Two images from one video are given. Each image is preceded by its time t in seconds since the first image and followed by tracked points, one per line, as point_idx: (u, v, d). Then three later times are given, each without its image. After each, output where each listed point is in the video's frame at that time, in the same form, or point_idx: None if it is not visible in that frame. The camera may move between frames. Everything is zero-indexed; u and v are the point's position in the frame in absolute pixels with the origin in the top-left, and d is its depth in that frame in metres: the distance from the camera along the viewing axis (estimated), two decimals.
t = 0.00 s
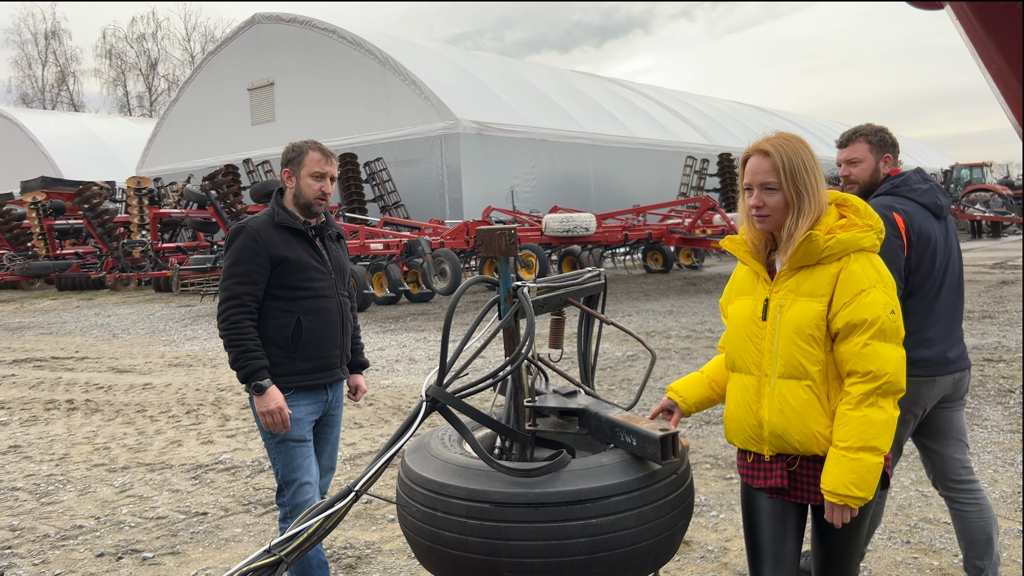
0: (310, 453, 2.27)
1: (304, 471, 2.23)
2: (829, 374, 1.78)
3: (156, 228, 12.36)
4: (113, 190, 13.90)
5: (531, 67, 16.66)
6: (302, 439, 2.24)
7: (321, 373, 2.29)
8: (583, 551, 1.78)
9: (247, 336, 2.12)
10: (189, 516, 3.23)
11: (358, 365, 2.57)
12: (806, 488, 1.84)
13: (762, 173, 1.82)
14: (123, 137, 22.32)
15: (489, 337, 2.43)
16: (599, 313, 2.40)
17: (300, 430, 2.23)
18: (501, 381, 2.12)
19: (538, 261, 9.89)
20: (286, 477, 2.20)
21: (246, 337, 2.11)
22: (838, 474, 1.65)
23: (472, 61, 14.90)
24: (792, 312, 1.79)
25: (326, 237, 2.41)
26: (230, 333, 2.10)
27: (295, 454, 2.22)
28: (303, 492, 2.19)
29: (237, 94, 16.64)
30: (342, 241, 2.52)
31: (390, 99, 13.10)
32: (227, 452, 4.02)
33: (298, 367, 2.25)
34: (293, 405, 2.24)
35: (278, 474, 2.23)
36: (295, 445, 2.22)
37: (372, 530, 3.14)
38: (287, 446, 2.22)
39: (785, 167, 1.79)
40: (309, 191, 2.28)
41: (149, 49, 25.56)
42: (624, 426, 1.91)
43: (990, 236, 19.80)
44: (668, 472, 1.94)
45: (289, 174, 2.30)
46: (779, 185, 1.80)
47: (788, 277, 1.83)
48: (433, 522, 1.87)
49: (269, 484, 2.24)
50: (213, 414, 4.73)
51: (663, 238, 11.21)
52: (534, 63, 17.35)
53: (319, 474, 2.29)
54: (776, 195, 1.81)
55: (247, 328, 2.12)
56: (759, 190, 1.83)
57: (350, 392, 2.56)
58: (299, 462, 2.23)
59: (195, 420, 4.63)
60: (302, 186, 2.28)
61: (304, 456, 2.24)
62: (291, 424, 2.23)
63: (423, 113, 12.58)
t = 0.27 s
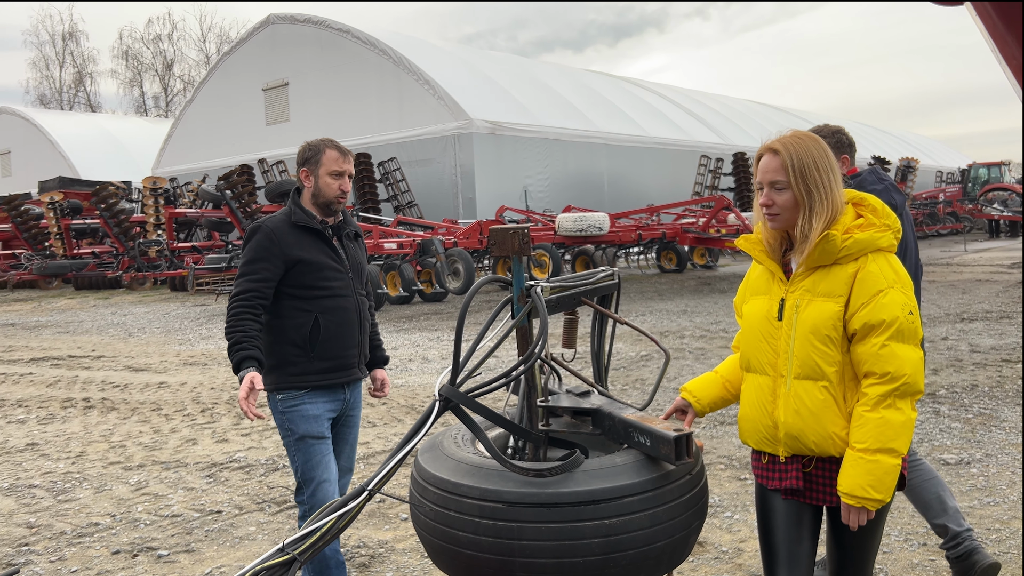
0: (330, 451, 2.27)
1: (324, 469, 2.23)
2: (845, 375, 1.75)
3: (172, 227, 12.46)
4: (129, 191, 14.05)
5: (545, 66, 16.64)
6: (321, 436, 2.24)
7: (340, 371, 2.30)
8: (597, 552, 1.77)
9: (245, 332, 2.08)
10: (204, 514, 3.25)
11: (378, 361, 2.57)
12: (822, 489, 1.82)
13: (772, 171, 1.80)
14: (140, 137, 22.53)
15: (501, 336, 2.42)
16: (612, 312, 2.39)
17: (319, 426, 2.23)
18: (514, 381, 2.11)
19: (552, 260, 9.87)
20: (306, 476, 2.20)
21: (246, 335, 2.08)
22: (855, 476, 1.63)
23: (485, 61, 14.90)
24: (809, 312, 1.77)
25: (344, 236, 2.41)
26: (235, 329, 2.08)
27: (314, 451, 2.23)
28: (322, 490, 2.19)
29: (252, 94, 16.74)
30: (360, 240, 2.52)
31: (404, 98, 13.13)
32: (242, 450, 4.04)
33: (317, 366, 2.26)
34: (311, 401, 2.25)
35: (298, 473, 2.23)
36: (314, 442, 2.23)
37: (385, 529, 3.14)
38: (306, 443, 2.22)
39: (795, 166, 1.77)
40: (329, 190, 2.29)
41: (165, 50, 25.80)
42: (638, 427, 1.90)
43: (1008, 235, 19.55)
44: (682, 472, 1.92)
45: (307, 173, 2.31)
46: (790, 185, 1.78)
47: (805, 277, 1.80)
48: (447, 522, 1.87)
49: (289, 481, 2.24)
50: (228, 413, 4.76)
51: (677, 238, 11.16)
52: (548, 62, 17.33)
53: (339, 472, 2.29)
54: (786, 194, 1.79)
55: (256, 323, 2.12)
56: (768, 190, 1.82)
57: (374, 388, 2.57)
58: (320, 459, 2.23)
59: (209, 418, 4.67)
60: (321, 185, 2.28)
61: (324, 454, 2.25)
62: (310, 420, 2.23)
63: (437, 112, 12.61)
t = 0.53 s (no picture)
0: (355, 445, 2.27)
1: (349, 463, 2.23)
2: (858, 377, 1.73)
3: (184, 227, 12.53)
4: (141, 191, 14.15)
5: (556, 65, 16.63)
6: (347, 429, 2.24)
7: (355, 374, 2.29)
8: (608, 553, 1.76)
9: (272, 323, 2.11)
10: (215, 512, 3.26)
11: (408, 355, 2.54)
12: (833, 491, 1.80)
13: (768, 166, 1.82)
14: (152, 138, 22.69)
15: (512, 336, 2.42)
16: (623, 312, 2.37)
17: (346, 418, 2.24)
18: (525, 380, 2.10)
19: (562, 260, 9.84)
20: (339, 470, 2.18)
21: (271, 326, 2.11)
22: (866, 479, 1.62)
23: (496, 60, 14.90)
24: (822, 313, 1.75)
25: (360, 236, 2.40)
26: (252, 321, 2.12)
27: (340, 446, 2.22)
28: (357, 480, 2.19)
29: (264, 95, 16.81)
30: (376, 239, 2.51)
31: (415, 98, 13.14)
32: (253, 449, 4.05)
33: (331, 367, 2.26)
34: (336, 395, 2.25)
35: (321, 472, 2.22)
36: (340, 435, 2.22)
37: (396, 528, 3.15)
38: (334, 437, 2.21)
39: (777, 168, 1.78)
40: (344, 190, 2.28)
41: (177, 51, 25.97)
42: (650, 427, 1.88)
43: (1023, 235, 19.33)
44: (694, 473, 1.91)
45: (324, 171, 2.30)
46: (775, 185, 1.80)
47: (819, 277, 1.78)
48: (457, 522, 1.86)
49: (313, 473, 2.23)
50: (239, 412, 4.77)
51: (688, 237, 11.12)
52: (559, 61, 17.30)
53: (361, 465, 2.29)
54: (772, 192, 1.83)
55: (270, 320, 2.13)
56: (768, 187, 1.85)
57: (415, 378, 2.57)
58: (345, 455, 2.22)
59: (221, 417, 4.69)
60: (337, 183, 2.28)
61: (350, 450, 2.24)
62: (335, 413, 2.23)
63: (447, 112, 12.61)
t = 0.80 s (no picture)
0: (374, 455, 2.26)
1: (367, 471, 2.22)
2: (867, 377, 1.72)
3: (193, 227, 12.59)
4: (151, 192, 14.22)
5: (564, 65, 16.61)
6: (369, 442, 2.22)
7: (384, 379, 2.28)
8: (615, 553, 1.75)
9: (311, 333, 2.07)
10: (224, 511, 3.27)
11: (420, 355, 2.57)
12: (841, 491, 1.78)
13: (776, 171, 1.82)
14: (162, 138, 22.81)
15: (519, 335, 2.41)
16: (632, 312, 2.37)
17: (369, 432, 2.21)
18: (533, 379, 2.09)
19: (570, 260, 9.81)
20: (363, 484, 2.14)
21: (308, 336, 2.06)
22: (875, 480, 1.60)
23: (504, 60, 14.90)
24: (833, 312, 1.73)
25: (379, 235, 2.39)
26: (291, 335, 2.06)
27: (360, 459, 2.20)
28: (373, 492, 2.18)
29: (273, 95, 16.86)
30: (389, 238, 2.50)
31: (423, 98, 13.15)
32: (261, 448, 4.07)
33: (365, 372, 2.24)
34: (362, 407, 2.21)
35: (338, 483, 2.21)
36: (363, 447, 2.20)
37: (404, 527, 3.15)
38: (356, 450, 2.19)
39: (786, 168, 1.77)
40: (362, 190, 2.25)
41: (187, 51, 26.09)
42: (659, 427, 1.87)
43: None
44: (702, 473, 1.90)
45: (339, 171, 2.26)
46: (784, 185, 1.80)
47: (831, 276, 1.76)
48: (464, 522, 1.86)
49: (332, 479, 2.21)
50: (248, 411, 4.79)
51: (696, 237, 11.08)
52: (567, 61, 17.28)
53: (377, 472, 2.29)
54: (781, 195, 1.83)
55: (309, 327, 2.08)
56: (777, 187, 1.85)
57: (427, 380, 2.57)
58: (364, 469, 2.21)
59: (230, 416, 4.70)
60: (353, 184, 2.24)
61: (369, 463, 2.22)
62: (360, 426, 2.20)
63: (455, 112, 12.62)
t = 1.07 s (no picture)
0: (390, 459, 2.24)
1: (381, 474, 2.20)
2: (874, 377, 1.71)
3: (199, 227, 12.62)
4: (158, 192, 14.27)
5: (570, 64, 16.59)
6: (388, 447, 2.20)
7: (406, 384, 2.27)
8: (620, 554, 1.74)
9: (324, 348, 2.03)
10: (229, 511, 3.27)
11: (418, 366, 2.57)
12: (847, 492, 1.77)
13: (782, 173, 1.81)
14: (168, 138, 22.88)
15: (525, 336, 2.41)
16: (637, 312, 2.36)
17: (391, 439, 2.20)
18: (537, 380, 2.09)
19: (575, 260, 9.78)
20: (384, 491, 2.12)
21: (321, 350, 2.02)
22: (882, 481, 1.59)
23: (510, 60, 14.90)
24: (839, 312, 1.72)
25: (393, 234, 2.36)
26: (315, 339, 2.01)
27: (378, 465, 2.19)
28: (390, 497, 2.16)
29: (279, 95, 16.89)
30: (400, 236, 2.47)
31: (428, 98, 13.15)
32: (267, 448, 4.07)
33: (387, 375, 2.20)
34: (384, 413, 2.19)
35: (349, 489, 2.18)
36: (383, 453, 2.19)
37: (409, 527, 3.15)
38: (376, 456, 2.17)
39: (795, 168, 1.77)
40: (375, 186, 2.22)
41: (193, 52, 26.21)
42: (664, 428, 1.87)
43: None
44: (707, 474, 1.89)
45: (353, 168, 2.23)
46: (793, 186, 1.78)
47: (838, 277, 1.75)
48: (469, 522, 1.85)
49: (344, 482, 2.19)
50: (254, 411, 4.80)
51: (702, 237, 11.06)
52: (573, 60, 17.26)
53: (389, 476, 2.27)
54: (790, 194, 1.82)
55: (324, 337, 2.04)
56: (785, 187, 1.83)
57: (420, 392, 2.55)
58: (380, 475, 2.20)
59: (236, 416, 4.71)
60: (366, 179, 2.22)
61: (384, 468, 2.21)
62: (381, 432, 2.18)
63: (461, 112, 12.62)
